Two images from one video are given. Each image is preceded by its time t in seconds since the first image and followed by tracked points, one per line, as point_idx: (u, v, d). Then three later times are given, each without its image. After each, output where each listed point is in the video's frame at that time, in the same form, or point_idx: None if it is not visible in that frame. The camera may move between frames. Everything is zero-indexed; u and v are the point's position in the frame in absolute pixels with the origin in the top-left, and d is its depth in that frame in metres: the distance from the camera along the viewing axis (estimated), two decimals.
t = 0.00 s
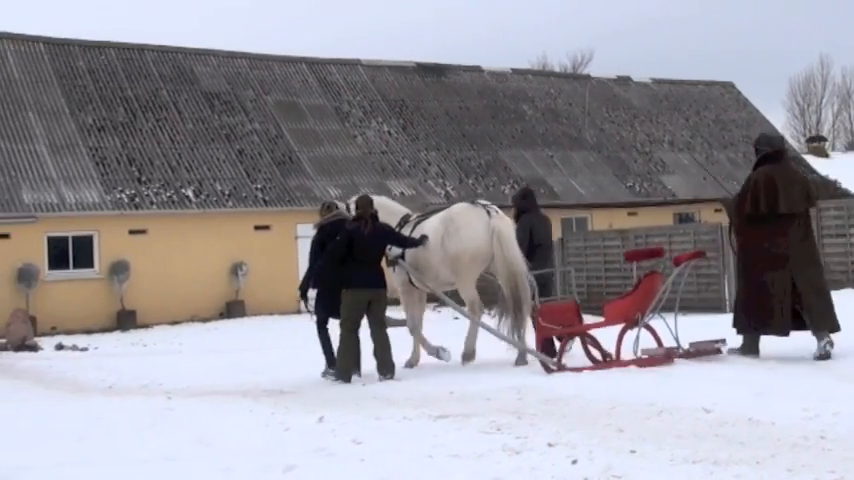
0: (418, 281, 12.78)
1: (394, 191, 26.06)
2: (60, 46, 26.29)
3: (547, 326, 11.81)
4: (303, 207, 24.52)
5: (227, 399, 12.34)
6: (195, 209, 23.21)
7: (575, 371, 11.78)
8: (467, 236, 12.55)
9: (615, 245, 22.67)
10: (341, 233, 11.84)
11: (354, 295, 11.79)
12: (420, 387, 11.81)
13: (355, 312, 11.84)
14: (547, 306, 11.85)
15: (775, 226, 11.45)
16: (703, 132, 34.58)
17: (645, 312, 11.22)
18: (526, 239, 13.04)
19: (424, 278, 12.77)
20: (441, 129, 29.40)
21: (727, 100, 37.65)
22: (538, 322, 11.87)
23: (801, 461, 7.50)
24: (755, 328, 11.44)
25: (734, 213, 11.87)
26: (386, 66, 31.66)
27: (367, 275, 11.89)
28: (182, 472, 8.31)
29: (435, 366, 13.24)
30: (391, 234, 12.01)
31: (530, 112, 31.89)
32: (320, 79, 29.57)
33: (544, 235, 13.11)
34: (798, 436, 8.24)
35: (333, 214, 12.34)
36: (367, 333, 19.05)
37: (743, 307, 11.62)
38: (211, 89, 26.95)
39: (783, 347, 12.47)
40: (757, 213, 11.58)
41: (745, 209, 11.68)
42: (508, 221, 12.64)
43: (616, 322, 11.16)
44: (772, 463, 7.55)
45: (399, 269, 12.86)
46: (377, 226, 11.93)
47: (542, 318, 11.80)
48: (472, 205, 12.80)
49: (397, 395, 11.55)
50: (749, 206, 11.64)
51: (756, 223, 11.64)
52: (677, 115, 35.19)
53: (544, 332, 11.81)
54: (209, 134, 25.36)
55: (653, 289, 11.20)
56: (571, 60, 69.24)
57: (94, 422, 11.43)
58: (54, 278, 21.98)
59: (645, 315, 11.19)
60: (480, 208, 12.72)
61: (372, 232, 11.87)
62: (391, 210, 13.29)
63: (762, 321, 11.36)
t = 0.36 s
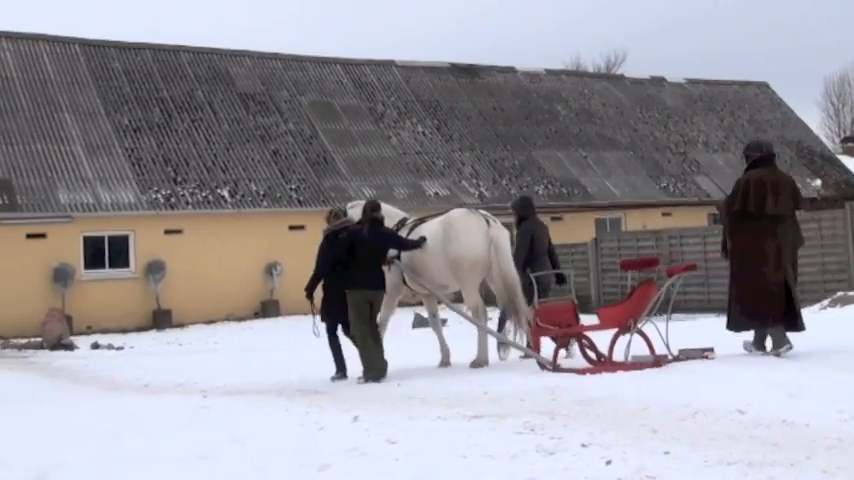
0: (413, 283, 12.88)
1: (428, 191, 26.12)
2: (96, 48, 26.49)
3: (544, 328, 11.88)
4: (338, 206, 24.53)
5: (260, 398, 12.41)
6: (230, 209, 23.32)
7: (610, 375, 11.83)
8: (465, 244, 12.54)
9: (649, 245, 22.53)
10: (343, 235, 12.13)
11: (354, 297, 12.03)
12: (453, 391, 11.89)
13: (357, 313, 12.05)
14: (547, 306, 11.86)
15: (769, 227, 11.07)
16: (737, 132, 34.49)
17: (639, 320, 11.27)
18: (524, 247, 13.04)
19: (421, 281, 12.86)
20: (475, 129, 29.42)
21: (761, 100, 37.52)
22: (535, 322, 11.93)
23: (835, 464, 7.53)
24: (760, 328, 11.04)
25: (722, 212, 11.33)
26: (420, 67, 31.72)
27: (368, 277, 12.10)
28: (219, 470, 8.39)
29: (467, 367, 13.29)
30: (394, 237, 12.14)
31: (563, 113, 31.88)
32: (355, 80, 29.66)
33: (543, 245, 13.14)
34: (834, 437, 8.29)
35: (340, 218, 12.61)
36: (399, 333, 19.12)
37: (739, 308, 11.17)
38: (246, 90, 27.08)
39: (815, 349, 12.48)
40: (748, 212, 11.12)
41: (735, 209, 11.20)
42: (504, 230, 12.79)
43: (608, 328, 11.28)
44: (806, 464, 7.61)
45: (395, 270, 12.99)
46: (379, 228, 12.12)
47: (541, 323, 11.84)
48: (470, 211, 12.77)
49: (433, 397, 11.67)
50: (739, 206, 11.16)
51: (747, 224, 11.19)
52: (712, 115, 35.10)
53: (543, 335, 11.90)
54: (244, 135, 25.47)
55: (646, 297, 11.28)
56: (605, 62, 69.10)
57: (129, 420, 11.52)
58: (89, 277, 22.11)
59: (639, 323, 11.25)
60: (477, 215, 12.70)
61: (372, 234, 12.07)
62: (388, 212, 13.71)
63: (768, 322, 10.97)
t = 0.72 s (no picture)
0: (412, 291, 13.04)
1: (458, 191, 26.15)
2: (128, 48, 26.64)
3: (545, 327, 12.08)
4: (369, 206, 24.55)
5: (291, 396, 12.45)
6: (261, 209, 23.38)
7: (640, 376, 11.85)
8: (466, 248, 12.98)
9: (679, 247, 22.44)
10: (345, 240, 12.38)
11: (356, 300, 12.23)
12: (482, 393, 11.91)
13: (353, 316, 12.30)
14: (548, 305, 12.02)
15: (759, 240, 11.01)
16: (768, 132, 34.38)
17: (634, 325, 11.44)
18: (522, 252, 13.29)
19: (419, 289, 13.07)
20: (505, 129, 29.42)
21: (792, 100, 37.38)
22: (535, 321, 12.11)
23: None
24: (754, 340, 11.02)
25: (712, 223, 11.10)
26: (451, 67, 31.75)
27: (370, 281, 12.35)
28: (251, 467, 8.45)
29: (498, 367, 13.33)
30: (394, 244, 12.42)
31: (593, 113, 31.85)
32: (385, 80, 29.72)
33: (538, 248, 13.45)
34: None
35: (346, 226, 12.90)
36: (429, 333, 19.17)
37: (724, 319, 11.13)
38: (277, 90, 27.16)
39: (846, 349, 12.46)
40: (741, 227, 10.98)
41: (730, 222, 11.00)
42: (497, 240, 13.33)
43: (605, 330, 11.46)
44: (839, 464, 7.63)
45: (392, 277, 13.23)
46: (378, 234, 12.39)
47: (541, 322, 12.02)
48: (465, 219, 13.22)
49: (464, 397, 11.70)
50: (733, 220, 10.97)
51: (735, 237, 11.06)
52: (742, 115, 35.01)
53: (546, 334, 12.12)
54: (275, 135, 25.55)
55: (645, 303, 11.42)
56: (635, 62, 68.92)
57: (161, 418, 11.57)
58: (120, 276, 22.24)
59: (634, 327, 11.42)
60: (474, 223, 13.16)
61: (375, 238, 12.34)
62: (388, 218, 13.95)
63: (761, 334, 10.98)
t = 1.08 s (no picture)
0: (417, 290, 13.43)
1: (489, 192, 26.19)
2: (161, 50, 26.77)
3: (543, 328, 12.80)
4: (401, 206, 24.58)
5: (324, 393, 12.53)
6: (293, 210, 23.40)
7: (672, 377, 11.86)
8: (464, 249, 13.11)
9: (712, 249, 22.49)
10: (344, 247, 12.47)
11: (355, 307, 12.29)
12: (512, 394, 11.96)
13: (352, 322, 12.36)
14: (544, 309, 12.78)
15: (736, 247, 12.48)
16: (799, 132, 34.26)
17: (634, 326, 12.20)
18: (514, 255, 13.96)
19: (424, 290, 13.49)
20: (536, 130, 29.42)
21: (824, 100, 37.24)
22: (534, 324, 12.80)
23: None
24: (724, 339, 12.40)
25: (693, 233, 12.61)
26: (481, 68, 31.78)
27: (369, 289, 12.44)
28: (285, 467, 8.51)
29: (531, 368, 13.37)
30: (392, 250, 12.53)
31: (624, 114, 31.81)
32: (416, 81, 29.78)
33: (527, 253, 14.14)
34: None
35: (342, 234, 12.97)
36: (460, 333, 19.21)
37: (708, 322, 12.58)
38: (308, 91, 27.25)
39: None
40: (720, 236, 12.47)
41: (710, 232, 12.51)
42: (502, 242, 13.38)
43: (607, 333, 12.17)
44: None
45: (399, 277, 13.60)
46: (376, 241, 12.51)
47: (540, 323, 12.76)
48: (473, 220, 13.36)
49: (494, 398, 11.76)
50: (713, 230, 12.47)
51: (715, 246, 12.57)
52: (773, 115, 34.90)
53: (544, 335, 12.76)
54: (307, 136, 25.62)
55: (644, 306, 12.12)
56: (666, 63, 68.70)
57: (193, 418, 11.67)
58: (153, 277, 22.38)
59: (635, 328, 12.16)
60: (481, 224, 13.28)
61: (376, 247, 12.48)
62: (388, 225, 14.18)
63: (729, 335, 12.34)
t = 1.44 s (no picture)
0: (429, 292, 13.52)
1: (527, 192, 26.20)
2: (201, 51, 26.92)
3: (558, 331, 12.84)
4: (440, 206, 24.63)
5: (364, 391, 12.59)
6: (333, 210, 23.44)
7: (711, 379, 11.87)
8: (480, 253, 13.19)
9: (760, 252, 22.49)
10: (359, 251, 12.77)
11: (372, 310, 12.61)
12: (552, 394, 11.99)
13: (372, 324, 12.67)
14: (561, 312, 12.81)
15: (743, 243, 12.77)
16: (840, 133, 34.08)
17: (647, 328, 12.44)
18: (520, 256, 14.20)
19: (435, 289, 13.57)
20: (574, 130, 29.40)
21: None
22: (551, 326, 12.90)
23: None
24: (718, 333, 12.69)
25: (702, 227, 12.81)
26: (520, 69, 31.79)
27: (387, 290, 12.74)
28: (325, 465, 8.57)
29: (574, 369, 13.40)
30: (405, 248, 12.77)
31: (663, 114, 31.74)
32: (456, 81, 29.82)
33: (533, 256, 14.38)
34: None
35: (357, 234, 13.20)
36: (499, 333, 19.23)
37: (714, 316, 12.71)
38: (348, 92, 27.34)
39: None
40: (729, 230, 12.75)
41: (718, 227, 12.78)
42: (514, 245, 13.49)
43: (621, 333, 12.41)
44: None
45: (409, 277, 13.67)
46: (388, 241, 12.75)
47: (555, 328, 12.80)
48: (485, 224, 13.45)
49: (534, 399, 11.79)
50: (723, 225, 12.74)
51: (722, 241, 12.80)
52: (814, 115, 34.74)
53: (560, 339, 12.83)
54: (347, 137, 25.71)
55: (657, 307, 12.36)
56: (707, 64, 68.46)
57: (234, 416, 11.77)
58: (195, 276, 22.50)
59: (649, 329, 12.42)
60: (492, 227, 13.38)
61: (384, 247, 12.72)
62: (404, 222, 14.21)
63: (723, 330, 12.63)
